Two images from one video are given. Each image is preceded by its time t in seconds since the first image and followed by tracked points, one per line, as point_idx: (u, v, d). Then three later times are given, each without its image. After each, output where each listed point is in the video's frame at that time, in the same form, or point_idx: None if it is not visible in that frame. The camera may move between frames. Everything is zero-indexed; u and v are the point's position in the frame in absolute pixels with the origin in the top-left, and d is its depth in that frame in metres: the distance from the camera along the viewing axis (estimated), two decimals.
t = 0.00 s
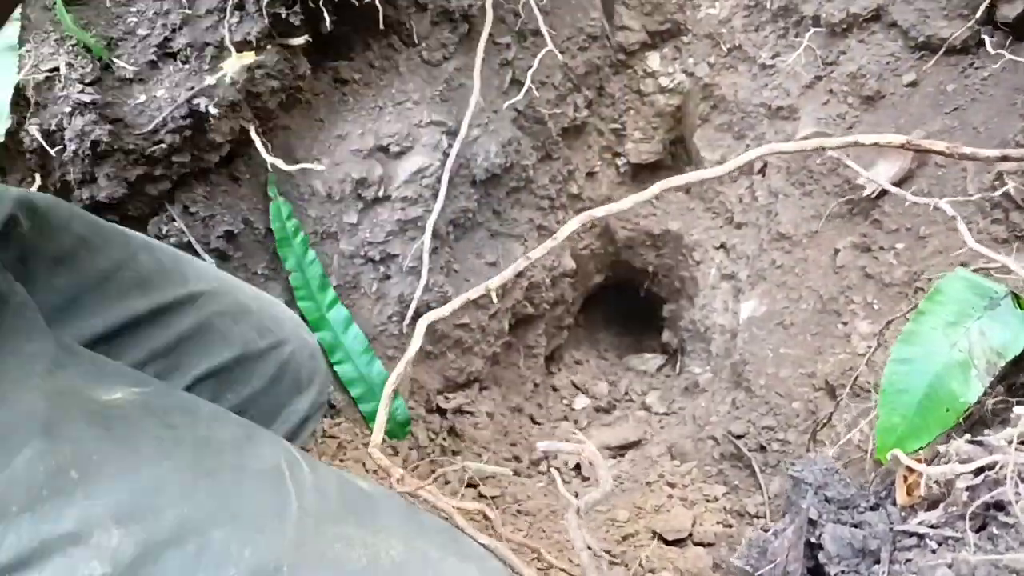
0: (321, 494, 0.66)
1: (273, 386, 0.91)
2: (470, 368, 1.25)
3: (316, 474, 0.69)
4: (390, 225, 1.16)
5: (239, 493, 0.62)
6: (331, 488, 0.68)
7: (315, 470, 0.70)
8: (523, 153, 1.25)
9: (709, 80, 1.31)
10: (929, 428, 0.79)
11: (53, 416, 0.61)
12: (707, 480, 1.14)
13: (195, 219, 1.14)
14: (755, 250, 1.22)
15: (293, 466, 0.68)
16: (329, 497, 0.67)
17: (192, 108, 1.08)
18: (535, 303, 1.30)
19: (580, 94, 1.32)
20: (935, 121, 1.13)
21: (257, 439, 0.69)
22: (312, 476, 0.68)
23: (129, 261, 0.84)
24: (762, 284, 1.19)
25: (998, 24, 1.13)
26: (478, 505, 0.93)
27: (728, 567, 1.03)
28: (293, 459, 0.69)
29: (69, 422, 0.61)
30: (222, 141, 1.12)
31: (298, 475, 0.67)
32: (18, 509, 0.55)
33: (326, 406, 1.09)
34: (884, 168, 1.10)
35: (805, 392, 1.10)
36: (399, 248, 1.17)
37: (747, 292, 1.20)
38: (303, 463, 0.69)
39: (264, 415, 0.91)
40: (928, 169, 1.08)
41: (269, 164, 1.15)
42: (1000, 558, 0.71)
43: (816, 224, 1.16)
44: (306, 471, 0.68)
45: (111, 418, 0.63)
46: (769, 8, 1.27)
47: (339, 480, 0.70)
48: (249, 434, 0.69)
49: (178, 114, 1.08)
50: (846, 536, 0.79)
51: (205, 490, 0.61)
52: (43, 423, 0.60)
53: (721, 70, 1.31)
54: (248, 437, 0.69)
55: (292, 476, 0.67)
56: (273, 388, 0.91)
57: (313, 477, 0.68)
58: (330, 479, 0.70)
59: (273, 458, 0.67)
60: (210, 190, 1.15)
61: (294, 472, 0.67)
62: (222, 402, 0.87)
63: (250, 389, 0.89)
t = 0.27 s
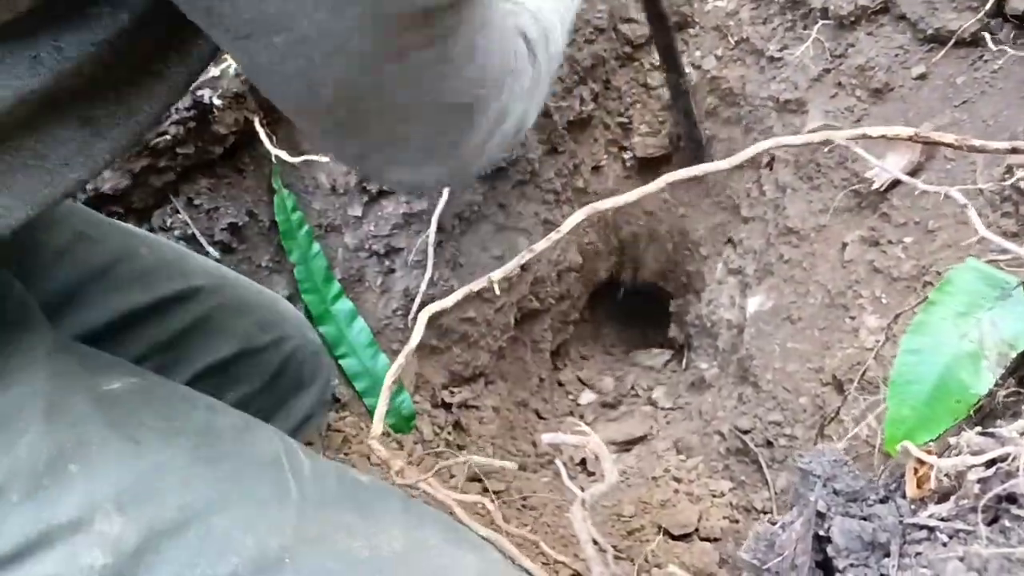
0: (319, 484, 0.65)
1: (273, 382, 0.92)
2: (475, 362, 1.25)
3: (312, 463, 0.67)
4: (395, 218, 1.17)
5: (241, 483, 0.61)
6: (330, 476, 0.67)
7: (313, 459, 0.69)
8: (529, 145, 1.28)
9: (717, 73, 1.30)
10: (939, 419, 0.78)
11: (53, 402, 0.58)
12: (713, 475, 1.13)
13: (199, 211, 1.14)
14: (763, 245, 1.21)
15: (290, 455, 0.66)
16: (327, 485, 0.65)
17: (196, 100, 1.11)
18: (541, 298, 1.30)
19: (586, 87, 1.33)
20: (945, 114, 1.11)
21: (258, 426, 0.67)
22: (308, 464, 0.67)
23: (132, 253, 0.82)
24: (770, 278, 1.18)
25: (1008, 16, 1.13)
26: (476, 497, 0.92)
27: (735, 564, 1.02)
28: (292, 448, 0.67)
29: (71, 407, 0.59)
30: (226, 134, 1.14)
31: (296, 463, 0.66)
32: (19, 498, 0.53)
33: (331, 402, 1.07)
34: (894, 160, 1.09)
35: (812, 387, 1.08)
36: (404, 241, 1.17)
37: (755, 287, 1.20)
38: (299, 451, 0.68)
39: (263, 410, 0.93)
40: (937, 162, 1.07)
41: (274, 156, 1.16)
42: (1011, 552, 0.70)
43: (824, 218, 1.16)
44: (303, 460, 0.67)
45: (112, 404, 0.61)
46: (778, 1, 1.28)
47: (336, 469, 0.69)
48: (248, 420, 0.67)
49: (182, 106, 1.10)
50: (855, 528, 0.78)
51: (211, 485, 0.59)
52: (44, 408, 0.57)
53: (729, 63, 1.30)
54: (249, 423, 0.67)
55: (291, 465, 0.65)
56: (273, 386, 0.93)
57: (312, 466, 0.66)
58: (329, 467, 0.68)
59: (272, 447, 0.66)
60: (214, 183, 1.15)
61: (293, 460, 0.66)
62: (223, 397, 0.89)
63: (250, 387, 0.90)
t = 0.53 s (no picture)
0: (352, 482, 0.61)
1: (299, 390, 0.89)
2: (487, 363, 1.24)
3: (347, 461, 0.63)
4: (407, 218, 1.15)
5: (273, 480, 0.58)
6: (363, 475, 0.62)
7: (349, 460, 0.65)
8: (542, 145, 1.25)
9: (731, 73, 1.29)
10: (963, 429, 0.76)
11: (82, 394, 0.58)
12: (727, 478, 1.13)
13: (212, 210, 1.13)
14: (778, 246, 1.20)
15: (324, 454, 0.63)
16: (360, 484, 0.61)
17: (208, 99, 1.08)
18: (552, 298, 1.29)
19: (601, 86, 1.31)
20: (963, 115, 1.10)
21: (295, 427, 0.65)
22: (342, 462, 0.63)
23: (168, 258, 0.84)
24: (785, 279, 1.17)
25: None
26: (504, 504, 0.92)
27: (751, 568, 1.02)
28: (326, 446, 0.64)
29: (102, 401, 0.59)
30: (239, 133, 1.11)
31: (330, 463, 0.62)
32: (47, 491, 0.52)
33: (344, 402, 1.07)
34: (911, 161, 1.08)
35: (827, 390, 1.08)
36: (416, 241, 1.16)
37: (770, 288, 1.19)
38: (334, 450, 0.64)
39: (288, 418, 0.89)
40: (956, 163, 1.06)
41: (286, 155, 1.14)
42: None
43: (841, 219, 1.15)
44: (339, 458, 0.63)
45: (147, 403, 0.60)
46: None
47: (371, 470, 0.64)
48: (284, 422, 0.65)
49: (195, 104, 1.07)
50: (881, 539, 0.77)
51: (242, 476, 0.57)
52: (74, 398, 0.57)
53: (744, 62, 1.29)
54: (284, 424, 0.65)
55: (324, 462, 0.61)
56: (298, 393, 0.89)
57: (345, 464, 0.62)
58: (362, 467, 0.64)
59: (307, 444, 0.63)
60: (228, 181, 1.14)
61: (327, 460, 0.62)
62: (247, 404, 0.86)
63: (274, 394, 0.87)
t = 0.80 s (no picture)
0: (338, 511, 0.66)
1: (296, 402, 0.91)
2: (486, 370, 1.25)
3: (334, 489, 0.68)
4: (408, 227, 1.17)
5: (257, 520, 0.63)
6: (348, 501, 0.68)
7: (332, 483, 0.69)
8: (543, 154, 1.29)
9: (731, 82, 1.29)
10: (954, 451, 0.78)
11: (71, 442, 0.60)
12: (724, 488, 1.13)
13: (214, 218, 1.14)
14: (776, 256, 1.20)
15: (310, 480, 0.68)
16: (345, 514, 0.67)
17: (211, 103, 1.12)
18: (552, 306, 1.30)
19: (601, 95, 1.33)
20: (962, 127, 1.10)
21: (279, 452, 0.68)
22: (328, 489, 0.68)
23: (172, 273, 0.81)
24: (784, 289, 1.17)
25: None
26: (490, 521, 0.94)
27: None
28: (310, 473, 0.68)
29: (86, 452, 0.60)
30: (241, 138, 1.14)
31: (316, 493, 0.67)
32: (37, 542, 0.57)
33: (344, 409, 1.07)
34: (909, 173, 1.08)
35: (825, 400, 1.08)
36: (415, 249, 1.17)
37: (769, 296, 1.18)
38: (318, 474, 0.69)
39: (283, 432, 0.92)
40: (954, 175, 1.06)
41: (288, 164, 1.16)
42: None
43: (839, 229, 1.15)
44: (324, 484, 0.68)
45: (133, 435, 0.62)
46: (794, 9, 1.27)
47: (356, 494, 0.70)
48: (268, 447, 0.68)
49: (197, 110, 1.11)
50: (866, 563, 0.80)
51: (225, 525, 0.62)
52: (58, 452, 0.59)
53: (743, 72, 1.29)
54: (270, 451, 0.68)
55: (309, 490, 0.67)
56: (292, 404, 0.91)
57: (330, 493, 0.67)
58: (346, 492, 0.69)
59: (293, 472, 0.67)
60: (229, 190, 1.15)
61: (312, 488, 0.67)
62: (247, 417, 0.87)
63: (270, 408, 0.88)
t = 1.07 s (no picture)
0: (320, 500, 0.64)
1: (282, 390, 0.91)
2: (481, 366, 1.25)
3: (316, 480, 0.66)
4: (401, 222, 1.16)
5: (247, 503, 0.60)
6: (329, 491, 0.66)
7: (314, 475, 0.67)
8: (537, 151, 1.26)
9: (725, 78, 1.30)
10: (944, 441, 0.78)
11: (53, 420, 0.57)
12: (717, 484, 1.13)
13: (204, 213, 1.13)
14: (770, 252, 1.20)
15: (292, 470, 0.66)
16: (328, 502, 0.65)
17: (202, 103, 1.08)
18: (547, 302, 1.31)
19: (596, 91, 1.33)
20: (955, 123, 1.10)
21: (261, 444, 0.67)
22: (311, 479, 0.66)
23: (138, 262, 0.83)
24: (777, 285, 1.17)
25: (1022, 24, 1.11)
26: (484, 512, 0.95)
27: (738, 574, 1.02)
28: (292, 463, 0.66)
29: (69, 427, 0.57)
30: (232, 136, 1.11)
31: (298, 481, 0.65)
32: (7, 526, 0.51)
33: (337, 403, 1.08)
34: (903, 169, 1.08)
35: (818, 396, 1.08)
36: (410, 245, 1.16)
37: (762, 293, 1.19)
38: (298, 465, 0.67)
39: (269, 421, 0.90)
40: (947, 172, 1.06)
41: (281, 159, 1.15)
42: None
43: (833, 225, 1.15)
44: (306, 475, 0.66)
45: (111, 421, 0.60)
46: (789, 5, 1.26)
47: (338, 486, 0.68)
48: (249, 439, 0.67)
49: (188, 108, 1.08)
50: (858, 553, 0.79)
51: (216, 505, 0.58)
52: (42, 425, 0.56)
53: (737, 68, 1.30)
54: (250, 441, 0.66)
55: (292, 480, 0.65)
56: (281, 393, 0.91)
57: (313, 482, 0.66)
58: (329, 484, 0.67)
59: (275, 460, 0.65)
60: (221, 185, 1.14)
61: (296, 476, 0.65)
62: (230, 407, 0.87)
63: (256, 395, 0.88)
